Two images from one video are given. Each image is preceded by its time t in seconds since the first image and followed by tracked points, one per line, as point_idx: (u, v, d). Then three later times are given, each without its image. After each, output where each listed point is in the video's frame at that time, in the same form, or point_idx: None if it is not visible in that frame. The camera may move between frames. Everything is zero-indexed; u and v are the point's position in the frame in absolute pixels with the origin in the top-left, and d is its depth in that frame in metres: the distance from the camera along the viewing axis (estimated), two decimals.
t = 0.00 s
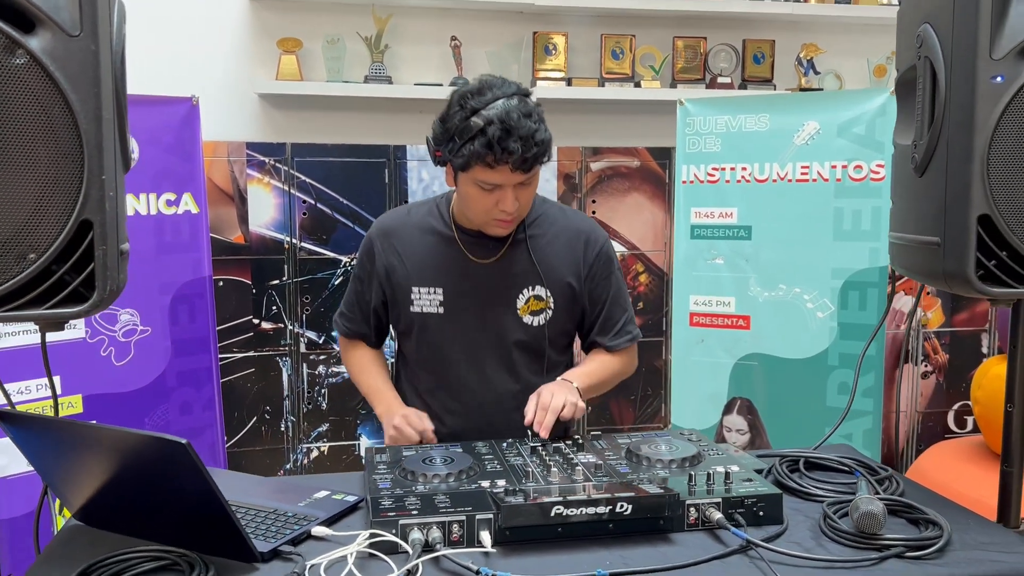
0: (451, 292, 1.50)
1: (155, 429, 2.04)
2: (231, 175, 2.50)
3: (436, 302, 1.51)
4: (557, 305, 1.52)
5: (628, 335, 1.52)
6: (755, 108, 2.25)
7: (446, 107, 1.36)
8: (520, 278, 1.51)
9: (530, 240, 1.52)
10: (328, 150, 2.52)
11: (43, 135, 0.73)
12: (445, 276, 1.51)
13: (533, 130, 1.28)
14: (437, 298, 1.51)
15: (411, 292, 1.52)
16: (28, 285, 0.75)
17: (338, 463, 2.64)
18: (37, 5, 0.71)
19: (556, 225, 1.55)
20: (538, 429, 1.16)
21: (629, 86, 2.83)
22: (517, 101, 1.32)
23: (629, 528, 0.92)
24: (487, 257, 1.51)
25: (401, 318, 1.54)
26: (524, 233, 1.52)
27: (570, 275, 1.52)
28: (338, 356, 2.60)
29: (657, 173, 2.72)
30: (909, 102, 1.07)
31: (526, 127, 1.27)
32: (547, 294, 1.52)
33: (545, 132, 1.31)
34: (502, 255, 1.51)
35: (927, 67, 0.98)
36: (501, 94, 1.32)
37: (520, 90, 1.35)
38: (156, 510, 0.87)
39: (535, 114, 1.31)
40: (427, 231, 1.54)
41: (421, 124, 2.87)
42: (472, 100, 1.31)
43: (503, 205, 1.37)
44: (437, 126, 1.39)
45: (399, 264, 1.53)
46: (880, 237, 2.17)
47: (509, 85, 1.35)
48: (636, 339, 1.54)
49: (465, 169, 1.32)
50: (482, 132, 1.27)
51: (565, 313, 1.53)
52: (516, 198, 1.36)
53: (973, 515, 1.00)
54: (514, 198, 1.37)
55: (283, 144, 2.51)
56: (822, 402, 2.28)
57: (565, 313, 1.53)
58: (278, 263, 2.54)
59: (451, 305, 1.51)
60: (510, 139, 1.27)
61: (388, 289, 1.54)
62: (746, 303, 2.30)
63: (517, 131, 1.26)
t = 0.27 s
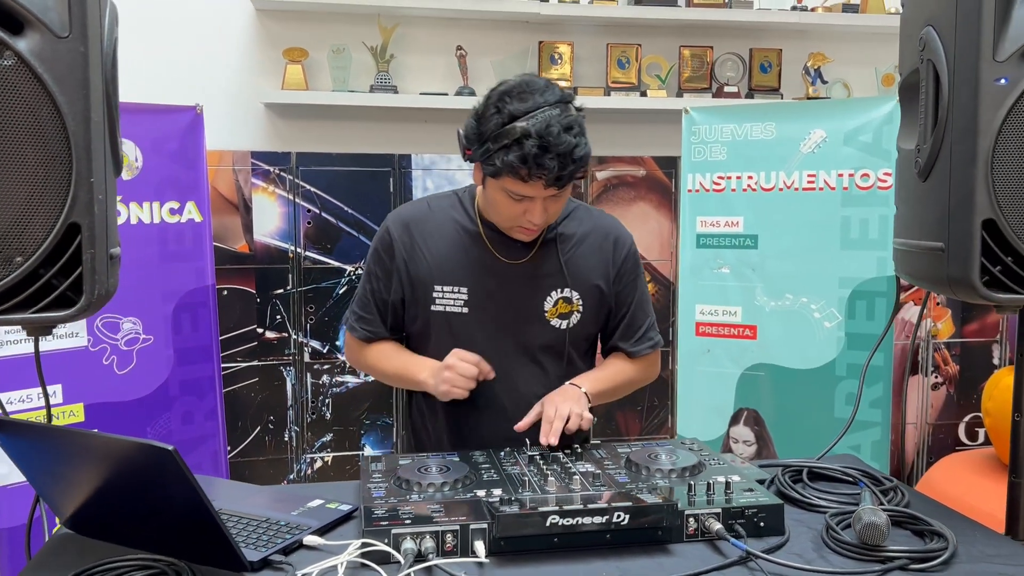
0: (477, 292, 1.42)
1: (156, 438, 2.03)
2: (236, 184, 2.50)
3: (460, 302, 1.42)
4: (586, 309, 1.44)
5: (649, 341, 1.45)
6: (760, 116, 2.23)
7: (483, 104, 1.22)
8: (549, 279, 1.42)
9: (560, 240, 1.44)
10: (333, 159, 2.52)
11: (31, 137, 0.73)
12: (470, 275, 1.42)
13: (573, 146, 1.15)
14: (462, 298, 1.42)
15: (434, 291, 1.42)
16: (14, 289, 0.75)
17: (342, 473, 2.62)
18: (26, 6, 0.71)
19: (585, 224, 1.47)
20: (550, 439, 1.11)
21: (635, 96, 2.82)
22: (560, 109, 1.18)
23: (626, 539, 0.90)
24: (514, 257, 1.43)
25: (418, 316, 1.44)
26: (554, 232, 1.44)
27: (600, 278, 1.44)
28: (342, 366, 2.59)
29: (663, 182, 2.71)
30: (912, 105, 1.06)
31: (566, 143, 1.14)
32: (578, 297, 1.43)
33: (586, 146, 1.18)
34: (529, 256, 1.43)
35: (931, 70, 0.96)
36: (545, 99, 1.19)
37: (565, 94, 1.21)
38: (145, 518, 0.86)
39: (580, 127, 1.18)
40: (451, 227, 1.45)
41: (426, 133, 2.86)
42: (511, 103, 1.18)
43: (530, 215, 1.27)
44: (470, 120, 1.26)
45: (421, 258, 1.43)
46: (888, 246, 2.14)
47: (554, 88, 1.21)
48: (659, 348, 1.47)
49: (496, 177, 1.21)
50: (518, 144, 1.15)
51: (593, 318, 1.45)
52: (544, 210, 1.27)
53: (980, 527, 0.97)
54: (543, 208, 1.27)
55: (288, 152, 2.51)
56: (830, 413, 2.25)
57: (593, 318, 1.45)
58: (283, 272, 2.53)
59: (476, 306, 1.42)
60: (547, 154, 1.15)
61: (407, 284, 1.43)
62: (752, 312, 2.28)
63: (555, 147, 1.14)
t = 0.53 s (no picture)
0: (499, 321, 1.36)
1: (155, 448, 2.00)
2: (239, 192, 2.48)
3: (481, 331, 1.36)
4: (611, 339, 1.39)
5: (677, 370, 1.42)
6: (769, 123, 2.20)
7: (514, 124, 1.18)
8: (573, 309, 1.37)
9: (584, 268, 1.38)
10: (337, 166, 2.50)
11: (7, 138, 0.70)
12: (491, 304, 1.36)
13: (601, 182, 1.11)
14: (482, 327, 1.36)
15: (453, 319, 1.36)
16: None
17: (345, 484, 2.59)
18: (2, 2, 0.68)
19: (610, 250, 1.42)
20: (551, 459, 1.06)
21: (642, 103, 2.80)
22: (592, 140, 1.14)
23: (626, 556, 0.87)
24: (537, 286, 1.37)
25: (434, 345, 1.38)
26: (579, 259, 1.39)
27: (625, 306, 1.40)
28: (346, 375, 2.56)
29: (671, 190, 2.67)
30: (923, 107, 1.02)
31: (593, 178, 1.10)
32: (603, 327, 1.38)
33: (614, 181, 1.14)
34: (553, 285, 1.37)
35: (943, 70, 0.93)
36: (577, 128, 1.14)
37: (599, 123, 1.17)
38: (127, 533, 0.83)
39: (611, 161, 1.14)
40: (471, 251, 1.38)
41: (431, 141, 2.84)
42: (542, 129, 1.14)
43: (550, 245, 1.23)
44: (498, 139, 1.22)
45: (439, 283, 1.37)
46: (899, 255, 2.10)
47: (588, 117, 1.17)
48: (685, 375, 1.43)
49: (519, 205, 1.18)
50: (543, 175, 1.11)
51: (617, 348, 1.40)
52: (565, 242, 1.22)
53: (996, 545, 0.93)
54: (565, 241, 1.22)
55: (292, 160, 2.49)
56: (841, 425, 2.20)
57: (617, 348, 1.41)
58: (286, 281, 2.51)
59: (496, 336, 1.36)
60: (573, 188, 1.11)
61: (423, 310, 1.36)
62: (761, 322, 2.24)
63: (582, 182, 1.10)
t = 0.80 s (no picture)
0: (482, 304, 1.32)
1: (150, 457, 1.98)
2: (239, 199, 2.46)
3: (464, 315, 1.32)
4: (594, 323, 1.36)
5: (662, 357, 1.37)
6: (774, 128, 2.17)
7: (497, 106, 1.16)
8: (554, 292, 1.34)
9: (566, 251, 1.35)
10: (339, 173, 2.48)
11: None
12: (473, 287, 1.32)
13: (584, 163, 1.08)
14: (465, 311, 1.32)
15: (436, 303, 1.32)
16: None
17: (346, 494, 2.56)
18: None
19: (591, 235, 1.39)
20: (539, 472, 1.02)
21: (647, 109, 2.77)
22: (576, 123, 1.11)
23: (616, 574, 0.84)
24: (517, 271, 1.33)
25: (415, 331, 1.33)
26: (559, 243, 1.36)
27: (607, 290, 1.37)
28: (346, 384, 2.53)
29: (676, 197, 2.64)
30: (926, 109, 0.99)
31: (576, 159, 1.08)
32: (584, 311, 1.35)
33: (597, 164, 1.12)
34: (535, 269, 1.34)
35: (947, 69, 0.89)
36: (560, 110, 1.12)
37: (584, 107, 1.15)
38: (97, 545, 0.80)
39: (596, 145, 1.11)
40: (453, 234, 1.35)
41: (435, 148, 2.82)
42: (525, 109, 1.11)
43: (532, 228, 1.20)
44: (481, 122, 1.19)
45: (422, 267, 1.33)
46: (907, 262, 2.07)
47: (573, 100, 1.14)
48: (671, 363, 1.39)
49: (500, 186, 1.15)
50: (524, 154, 1.09)
51: (599, 333, 1.37)
52: (547, 225, 1.19)
53: (1004, 563, 0.90)
54: (546, 224, 1.19)
55: (293, 166, 2.47)
56: (848, 435, 2.16)
57: (599, 333, 1.37)
58: (287, 288, 2.49)
59: (478, 320, 1.32)
60: (556, 168, 1.08)
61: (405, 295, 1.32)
62: (767, 330, 2.20)
63: (565, 162, 1.07)
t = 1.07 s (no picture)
0: (465, 320, 1.35)
1: (152, 462, 1.97)
2: (244, 203, 2.45)
3: (449, 334, 1.35)
4: (572, 334, 1.40)
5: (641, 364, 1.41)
6: (783, 131, 2.14)
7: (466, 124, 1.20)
8: (533, 307, 1.37)
9: (541, 266, 1.39)
10: (344, 177, 2.47)
11: None
12: (456, 305, 1.35)
13: (547, 176, 1.12)
14: (449, 330, 1.35)
15: (421, 322, 1.35)
16: None
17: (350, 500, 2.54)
18: None
19: (564, 249, 1.43)
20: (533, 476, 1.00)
21: (655, 112, 2.74)
22: (540, 139, 1.16)
23: None
24: (496, 286, 1.37)
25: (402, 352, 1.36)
26: (535, 258, 1.39)
27: (583, 301, 1.41)
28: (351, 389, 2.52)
29: (684, 201, 2.62)
30: (933, 107, 0.96)
31: (540, 172, 1.11)
32: (563, 322, 1.39)
33: (561, 178, 1.16)
34: (514, 284, 1.37)
35: (953, 65, 0.86)
36: (525, 127, 1.16)
37: (548, 125, 1.19)
38: (71, 552, 0.78)
39: (560, 159, 1.15)
40: (434, 254, 1.37)
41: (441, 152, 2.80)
42: (491, 126, 1.15)
43: (502, 241, 1.23)
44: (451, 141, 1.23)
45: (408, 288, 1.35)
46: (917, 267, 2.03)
47: (537, 119, 1.19)
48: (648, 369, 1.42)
49: (469, 200, 1.18)
50: (490, 168, 1.13)
51: (578, 343, 1.41)
52: (516, 237, 1.22)
53: None
54: (516, 235, 1.22)
55: (298, 170, 2.46)
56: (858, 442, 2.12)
57: (578, 343, 1.41)
58: (291, 293, 2.48)
59: (462, 336, 1.35)
60: (520, 181, 1.12)
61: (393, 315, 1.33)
62: (776, 336, 2.17)
63: (528, 175, 1.11)
